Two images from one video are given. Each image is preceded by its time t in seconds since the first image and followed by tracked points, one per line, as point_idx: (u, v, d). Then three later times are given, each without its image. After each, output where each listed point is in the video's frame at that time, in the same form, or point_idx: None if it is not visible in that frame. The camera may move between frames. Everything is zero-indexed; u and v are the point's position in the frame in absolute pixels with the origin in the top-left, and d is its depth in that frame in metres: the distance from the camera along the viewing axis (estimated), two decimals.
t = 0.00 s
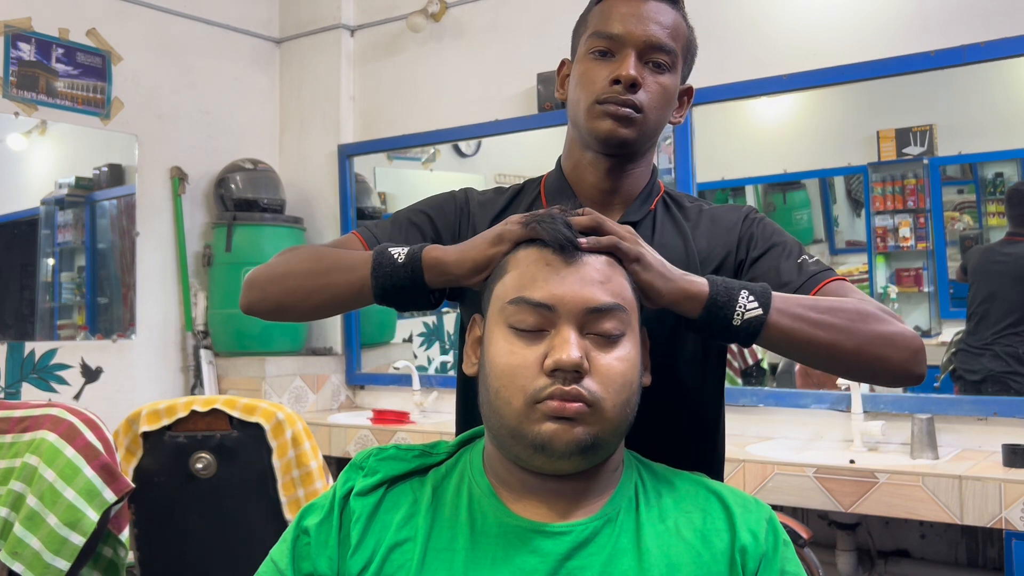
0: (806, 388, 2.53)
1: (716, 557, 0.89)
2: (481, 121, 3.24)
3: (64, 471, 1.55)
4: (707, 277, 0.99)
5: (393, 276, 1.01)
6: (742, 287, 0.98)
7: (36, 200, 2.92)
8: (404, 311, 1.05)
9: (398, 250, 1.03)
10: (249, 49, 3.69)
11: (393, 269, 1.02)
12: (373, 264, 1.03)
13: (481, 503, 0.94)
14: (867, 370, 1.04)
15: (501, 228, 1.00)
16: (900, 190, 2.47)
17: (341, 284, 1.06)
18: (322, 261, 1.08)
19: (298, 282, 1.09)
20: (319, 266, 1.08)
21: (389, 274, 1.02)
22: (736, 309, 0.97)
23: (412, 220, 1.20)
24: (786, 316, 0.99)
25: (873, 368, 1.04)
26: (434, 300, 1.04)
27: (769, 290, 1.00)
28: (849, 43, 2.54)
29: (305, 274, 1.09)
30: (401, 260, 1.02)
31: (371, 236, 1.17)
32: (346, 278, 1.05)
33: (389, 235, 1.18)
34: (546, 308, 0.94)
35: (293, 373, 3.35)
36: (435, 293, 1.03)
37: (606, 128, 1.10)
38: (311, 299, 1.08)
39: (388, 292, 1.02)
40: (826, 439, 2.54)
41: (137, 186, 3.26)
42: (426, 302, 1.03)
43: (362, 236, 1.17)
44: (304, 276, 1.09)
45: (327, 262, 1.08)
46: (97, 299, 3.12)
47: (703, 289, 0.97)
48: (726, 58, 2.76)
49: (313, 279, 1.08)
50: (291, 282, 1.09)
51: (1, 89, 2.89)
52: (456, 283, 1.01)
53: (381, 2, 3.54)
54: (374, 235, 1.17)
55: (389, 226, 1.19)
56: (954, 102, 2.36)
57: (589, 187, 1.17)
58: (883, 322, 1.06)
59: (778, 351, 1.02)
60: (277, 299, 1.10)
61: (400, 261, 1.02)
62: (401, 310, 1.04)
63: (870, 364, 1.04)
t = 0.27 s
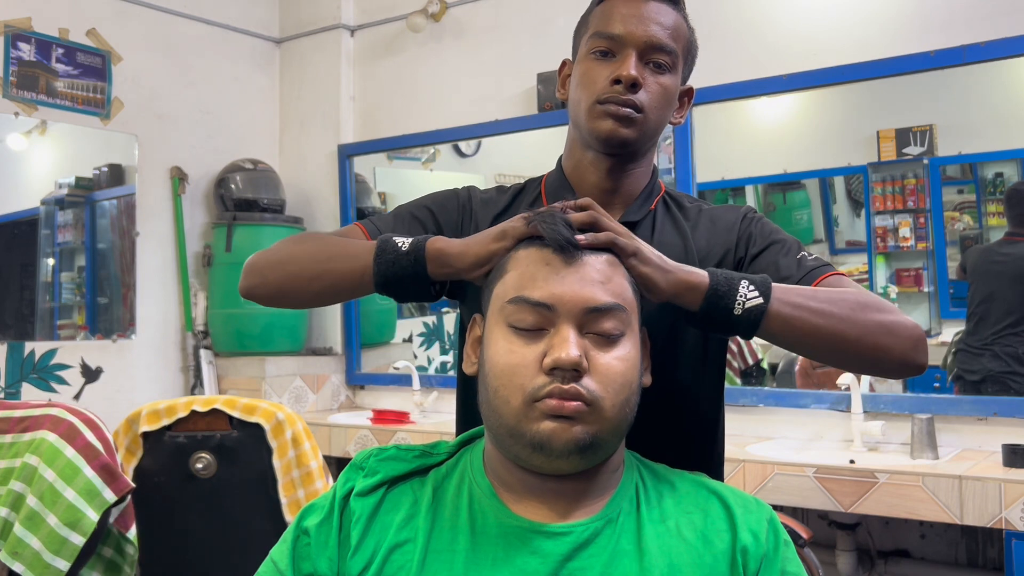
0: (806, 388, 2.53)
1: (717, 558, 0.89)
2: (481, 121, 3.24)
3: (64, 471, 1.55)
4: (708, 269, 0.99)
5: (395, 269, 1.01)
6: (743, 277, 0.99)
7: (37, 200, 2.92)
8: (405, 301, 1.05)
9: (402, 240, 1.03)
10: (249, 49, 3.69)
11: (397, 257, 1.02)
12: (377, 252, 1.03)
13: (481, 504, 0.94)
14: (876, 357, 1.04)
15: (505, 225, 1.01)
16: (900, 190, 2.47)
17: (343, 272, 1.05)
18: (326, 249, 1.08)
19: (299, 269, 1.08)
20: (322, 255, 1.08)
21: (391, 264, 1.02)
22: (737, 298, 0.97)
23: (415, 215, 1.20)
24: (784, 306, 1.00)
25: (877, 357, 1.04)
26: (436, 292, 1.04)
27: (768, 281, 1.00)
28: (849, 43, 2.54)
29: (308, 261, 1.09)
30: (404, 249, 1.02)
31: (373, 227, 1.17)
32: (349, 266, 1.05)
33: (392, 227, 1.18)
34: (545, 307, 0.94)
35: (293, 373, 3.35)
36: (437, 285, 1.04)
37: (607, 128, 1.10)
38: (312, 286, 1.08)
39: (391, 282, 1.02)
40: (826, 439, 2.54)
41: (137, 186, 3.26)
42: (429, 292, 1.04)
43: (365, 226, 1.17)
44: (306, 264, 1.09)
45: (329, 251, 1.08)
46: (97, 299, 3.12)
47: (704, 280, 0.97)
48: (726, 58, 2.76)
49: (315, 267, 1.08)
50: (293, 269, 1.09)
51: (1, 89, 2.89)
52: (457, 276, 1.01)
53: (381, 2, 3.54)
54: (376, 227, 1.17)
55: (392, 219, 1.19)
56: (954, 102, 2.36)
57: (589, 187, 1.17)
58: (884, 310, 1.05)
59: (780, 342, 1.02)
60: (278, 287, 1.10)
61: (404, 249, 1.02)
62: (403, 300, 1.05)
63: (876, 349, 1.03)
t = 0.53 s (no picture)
0: (806, 388, 2.54)
1: (716, 558, 0.89)
2: (481, 121, 3.24)
3: (64, 471, 1.55)
4: (705, 280, 0.99)
5: (403, 278, 1.02)
6: (740, 290, 0.98)
7: (37, 200, 2.92)
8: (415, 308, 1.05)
9: (407, 250, 1.03)
10: (249, 49, 3.69)
11: (402, 269, 1.02)
12: (383, 266, 1.03)
13: (481, 504, 0.94)
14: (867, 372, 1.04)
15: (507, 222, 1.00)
16: (900, 190, 2.47)
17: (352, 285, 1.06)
18: (333, 263, 1.08)
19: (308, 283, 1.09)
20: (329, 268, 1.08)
21: (398, 274, 1.02)
22: (734, 311, 0.97)
23: (419, 221, 1.21)
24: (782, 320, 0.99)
25: (866, 374, 1.04)
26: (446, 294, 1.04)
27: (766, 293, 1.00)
28: (850, 43, 2.54)
29: (316, 275, 1.09)
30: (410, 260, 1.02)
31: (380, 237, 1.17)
32: (356, 279, 1.05)
33: (398, 236, 1.19)
34: (547, 311, 0.94)
35: (293, 373, 3.35)
36: (446, 288, 1.04)
37: (609, 128, 1.10)
38: (322, 302, 1.08)
39: (398, 293, 1.03)
40: (826, 439, 2.54)
41: (137, 186, 3.26)
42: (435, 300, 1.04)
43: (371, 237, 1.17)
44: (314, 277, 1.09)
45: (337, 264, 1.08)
46: (97, 299, 3.12)
47: (701, 292, 0.97)
48: (726, 58, 2.76)
49: (324, 280, 1.08)
50: (302, 286, 1.09)
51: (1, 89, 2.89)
52: (463, 279, 1.01)
53: (381, 2, 3.54)
54: (382, 236, 1.18)
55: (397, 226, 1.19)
56: (954, 102, 2.36)
57: (591, 186, 1.17)
58: (877, 327, 1.06)
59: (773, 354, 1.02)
60: (288, 303, 1.10)
61: (409, 262, 1.02)
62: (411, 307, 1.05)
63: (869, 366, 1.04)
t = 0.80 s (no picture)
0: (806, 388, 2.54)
1: (717, 559, 0.89)
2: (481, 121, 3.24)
3: (64, 471, 1.55)
4: (700, 292, 0.99)
5: (405, 291, 1.04)
6: (733, 306, 0.98)
7: (36, 200, 2.92)
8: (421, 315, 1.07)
9: (409, 262, 1.05)
10: (249, 49, 3.69)
11: (405, 280, 1.04)
12: (387, 277, 1.05)
13: (482, 504, 0.94)
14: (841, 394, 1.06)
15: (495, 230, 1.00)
16: (900, 190, 2.47)
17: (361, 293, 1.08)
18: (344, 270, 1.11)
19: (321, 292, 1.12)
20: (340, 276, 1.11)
21: (400, 286, 1.04)
22: (727, 326, 0.97)
23: (430, 223, 1.21)
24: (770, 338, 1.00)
25: (842, 395, 1.06)
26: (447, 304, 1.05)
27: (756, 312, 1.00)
28: (850, 43, 2.54)
29: (327, 284, 1.11)
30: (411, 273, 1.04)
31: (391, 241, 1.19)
32: (364, 288, 1.08)
33: (410, 239, 1.19)
34: (545, 313, 0.94)
35: (293, 373, 3.35)
36: (448, 298, 1.05)
37: (619, 130, 1.11)
38: (335, 310, 1.11)
39: (403, 305, 1.05)
40: (826, 439, 2.54)
41: (137, 186, 3.26)
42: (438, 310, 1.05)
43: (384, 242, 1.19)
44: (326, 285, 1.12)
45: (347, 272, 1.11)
46: (97, 299, 3.12)
47: (696, 305, 0.97)
48: (726, 58, 2.76)
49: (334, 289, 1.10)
50: (316, 295, 1.12)
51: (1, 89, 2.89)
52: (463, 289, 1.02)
53: (380, 2, 3.54)
54: (396, 239, 1.19)
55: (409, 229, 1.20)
56: (954, 101, 2.36)
57: (597, 187, 1.17)
58: (857, 348, 1.07)
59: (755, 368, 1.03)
60: (307, 310, 1.13)
61: (411, 273, 1.04)
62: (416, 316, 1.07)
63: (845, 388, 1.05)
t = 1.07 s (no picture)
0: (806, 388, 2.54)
1: (718, 560, 0.87)
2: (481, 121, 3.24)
3: (64, 471, 1.55)
4: (699, 284, 0.96)
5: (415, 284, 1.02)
6: (730, 300, 0.96)
7: (36, 200, 2.92)
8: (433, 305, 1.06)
9: (418, 254, 1.04)
10: (249, 49, 3.69)
11: (412, 273, 1.03)
12: (397, 270, 1.04)
13: (483, 507, 0.91)
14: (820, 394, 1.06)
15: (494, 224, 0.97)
16: (900, 190, 2.46)
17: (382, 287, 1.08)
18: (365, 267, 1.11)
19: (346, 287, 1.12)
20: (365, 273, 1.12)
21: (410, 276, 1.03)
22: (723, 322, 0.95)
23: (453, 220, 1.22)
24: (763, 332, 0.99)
25: (822, 392, 1.06)
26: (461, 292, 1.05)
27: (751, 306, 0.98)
28: (849, 43, 2.54)
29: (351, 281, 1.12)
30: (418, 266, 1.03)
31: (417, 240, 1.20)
32: (376, 284, 1.08)
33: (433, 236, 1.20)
34: (537, 321, 0.89)
35: (294, 373, 3.35)
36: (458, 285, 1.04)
37: (627, 140, 1.11)
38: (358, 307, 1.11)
39: (415, 297, 1.04)
40: (826, 439, 2.54)
41: (137, 186, 3.26)
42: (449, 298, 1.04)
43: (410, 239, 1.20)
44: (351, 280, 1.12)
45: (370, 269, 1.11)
46: (97, 299, 3.13)
47: (695, 299, 0.94)
48: (726, 58, 2.76)
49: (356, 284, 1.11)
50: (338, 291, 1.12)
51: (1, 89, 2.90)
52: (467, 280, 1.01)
53: (380, 2, 3.54)
54: (418, 238, 1.20)
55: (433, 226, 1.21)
56: (954, 102, 2.36)
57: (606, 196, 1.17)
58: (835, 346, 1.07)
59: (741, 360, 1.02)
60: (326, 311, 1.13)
61: (417, 266, 1.03)
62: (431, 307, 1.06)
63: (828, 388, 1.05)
